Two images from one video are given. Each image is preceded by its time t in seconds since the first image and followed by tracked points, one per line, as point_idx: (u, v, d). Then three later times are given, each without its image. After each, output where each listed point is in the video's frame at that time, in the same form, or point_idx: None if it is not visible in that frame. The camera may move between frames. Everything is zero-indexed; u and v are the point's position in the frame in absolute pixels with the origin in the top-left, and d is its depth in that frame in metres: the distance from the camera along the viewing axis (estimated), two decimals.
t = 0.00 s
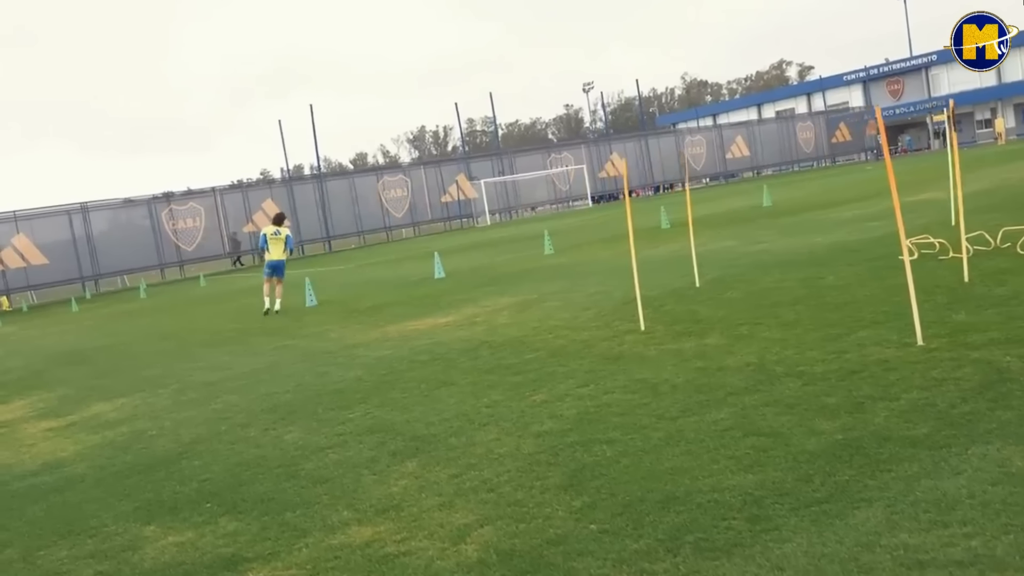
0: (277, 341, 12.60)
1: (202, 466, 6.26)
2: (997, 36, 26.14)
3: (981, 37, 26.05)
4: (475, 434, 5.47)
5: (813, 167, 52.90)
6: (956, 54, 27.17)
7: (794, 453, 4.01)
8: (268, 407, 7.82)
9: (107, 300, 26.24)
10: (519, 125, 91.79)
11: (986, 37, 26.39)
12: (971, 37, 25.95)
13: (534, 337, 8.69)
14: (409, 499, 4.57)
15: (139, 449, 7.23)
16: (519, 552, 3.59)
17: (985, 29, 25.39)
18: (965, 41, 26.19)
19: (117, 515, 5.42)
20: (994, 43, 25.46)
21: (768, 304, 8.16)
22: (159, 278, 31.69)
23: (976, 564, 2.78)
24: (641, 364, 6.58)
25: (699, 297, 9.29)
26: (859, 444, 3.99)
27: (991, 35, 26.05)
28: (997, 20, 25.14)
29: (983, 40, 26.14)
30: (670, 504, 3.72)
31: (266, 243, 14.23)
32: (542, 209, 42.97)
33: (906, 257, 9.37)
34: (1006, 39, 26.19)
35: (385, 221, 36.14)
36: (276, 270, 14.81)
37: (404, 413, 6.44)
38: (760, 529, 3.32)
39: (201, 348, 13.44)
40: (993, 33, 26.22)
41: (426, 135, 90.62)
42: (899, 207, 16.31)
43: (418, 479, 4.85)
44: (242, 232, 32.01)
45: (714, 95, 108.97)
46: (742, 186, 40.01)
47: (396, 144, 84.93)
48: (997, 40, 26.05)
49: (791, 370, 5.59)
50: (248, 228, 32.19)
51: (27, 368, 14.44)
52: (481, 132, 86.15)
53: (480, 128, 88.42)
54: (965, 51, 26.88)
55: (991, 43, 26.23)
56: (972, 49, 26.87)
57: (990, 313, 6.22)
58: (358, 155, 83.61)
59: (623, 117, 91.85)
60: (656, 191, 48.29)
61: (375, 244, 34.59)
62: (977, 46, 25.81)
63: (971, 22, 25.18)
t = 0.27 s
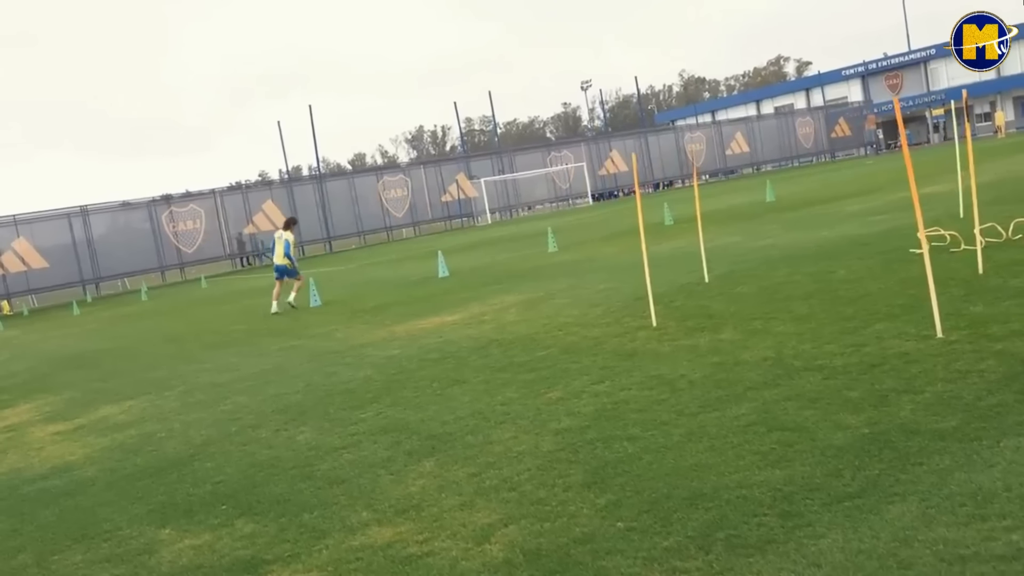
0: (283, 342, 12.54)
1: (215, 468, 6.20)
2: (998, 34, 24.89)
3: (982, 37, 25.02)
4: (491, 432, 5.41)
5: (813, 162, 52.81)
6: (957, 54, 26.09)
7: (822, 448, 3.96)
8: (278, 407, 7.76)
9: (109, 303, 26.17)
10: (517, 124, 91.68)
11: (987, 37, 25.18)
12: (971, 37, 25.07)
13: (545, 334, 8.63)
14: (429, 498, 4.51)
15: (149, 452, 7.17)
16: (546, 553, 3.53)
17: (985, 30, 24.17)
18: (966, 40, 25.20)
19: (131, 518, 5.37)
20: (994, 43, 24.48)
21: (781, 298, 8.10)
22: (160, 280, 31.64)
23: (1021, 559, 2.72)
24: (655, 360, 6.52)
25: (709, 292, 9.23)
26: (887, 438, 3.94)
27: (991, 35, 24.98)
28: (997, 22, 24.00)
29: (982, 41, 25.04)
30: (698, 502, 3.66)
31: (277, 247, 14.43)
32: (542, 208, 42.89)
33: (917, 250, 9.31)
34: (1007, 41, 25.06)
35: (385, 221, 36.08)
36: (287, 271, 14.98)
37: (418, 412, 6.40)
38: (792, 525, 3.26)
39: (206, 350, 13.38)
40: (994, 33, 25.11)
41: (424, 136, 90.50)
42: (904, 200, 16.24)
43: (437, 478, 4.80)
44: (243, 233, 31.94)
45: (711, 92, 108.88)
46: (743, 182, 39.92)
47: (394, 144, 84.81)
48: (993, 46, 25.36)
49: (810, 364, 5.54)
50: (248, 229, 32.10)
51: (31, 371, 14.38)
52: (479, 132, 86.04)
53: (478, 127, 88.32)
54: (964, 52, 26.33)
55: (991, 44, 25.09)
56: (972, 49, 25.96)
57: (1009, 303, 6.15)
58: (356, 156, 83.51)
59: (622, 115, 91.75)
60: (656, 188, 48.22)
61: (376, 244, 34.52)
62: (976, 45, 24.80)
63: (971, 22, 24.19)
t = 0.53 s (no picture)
0: (287, 344, 12.50)
1: (220, 472, 6.15)
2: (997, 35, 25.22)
3: (982, 37, 25.31)
4: (500, 433, 5.37)
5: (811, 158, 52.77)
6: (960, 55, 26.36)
7: (837, 446, 3.92)
8: (283, 410, 7.72)
9: (108, 307, 26.12)
10: (514, 123, 91.62)
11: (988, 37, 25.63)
12: (971, 36, 25.41)
13: (550, 333, 8.59)
14: (439, 500, 4.47)
15: (154, 455, 7.12)
16: (561, 554, 3.49)
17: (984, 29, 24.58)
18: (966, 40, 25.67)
19: (137, 523, 5.33)
20: (993, 44, 24.69)
21: (787, 295, 8.05)
22: (160, 283, 31.60)
23: None
24: (663, 358, 6.47)
25: (714, 290, 9.19)
26: (903, 434, 3.90)
27: (992, 35, 25.18)
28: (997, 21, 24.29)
29: (983, 41, 25.42)
30: (714, 501, 3.62)
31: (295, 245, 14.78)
32: (542, 207, 42.83)
33: (923, 245, 9.26)
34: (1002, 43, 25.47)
35: (385, 221, 36.04)
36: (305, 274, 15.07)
37: (424, 413, 6.36)
38: (812, 524, 3.23)
39: (208, 352, 13.34)
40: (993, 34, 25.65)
41: (422, 136, 90.43)
42: (906, 195, 16.20)
43: (446, 480, 4.76)
44: (242, 236, 31.88)
45: (709, 89, 108.82)
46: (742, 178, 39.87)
47: (392, 145, 84.80)
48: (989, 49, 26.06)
49: (820, 360, 5.49)
50: (248, 231, 32.05)
51: (33, 376, 14.33)
52: (477, 131, 86.02)
53: (475, 127, 88.25)
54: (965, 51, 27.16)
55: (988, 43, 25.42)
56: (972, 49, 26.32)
57: (1019, 297, 6.11)
58: (354, 156, 83.42)
59: (619, 113, 91.69)
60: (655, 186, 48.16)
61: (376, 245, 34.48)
62: (976, 46, 25.25)
63: (971, 23, 24.47)
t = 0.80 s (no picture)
0: (284, 345, 12.44)
1: (219, 474, 6.11)
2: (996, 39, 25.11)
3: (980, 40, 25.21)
4: (500, 434, 5.33)
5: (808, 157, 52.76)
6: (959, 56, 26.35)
7: (842, 445, 3.88)
8: (282, 412, 7.67)
9: (105, 309, 26.04)
10: (511, 123, 91.53)
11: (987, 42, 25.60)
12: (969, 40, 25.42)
13: (549, 333, 8.54)
14: (439, 503, 4.43)
15: (152, 458, 7.07)
16: (564, 558, 3.45)
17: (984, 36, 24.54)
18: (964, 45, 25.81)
19: (134, 527, 5.28)
20: (991, 49, 24.18)
21: (788, 293, 8.01)
22: (157, 285, 31.52)
23: None
24: (664, 358, 6.43)
25: (714, 289, 9.15)
26: (908, 434, 3.86)
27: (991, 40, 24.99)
28: (997, 26, 24.08)
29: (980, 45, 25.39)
30: (718, 503, 3.58)
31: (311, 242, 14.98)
32: (539, 207, 42.77)
33: (923, 244, 9.21)
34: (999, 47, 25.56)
35: (382, 222, 35.97)
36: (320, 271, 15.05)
37: (424, 414, 6.32)
38: (818, 526, 3.19)
39: (205, 354, 13.28)
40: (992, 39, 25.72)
41: (419, 136, 90.33)
42: (905, 193, 16.14)
43: (447, 482, 4.71)
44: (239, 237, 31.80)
45: (705, 88, 108.75)
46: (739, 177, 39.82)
47: (388, 145, 84.69)
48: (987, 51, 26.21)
49: (823, 359, 5.45)
50: (245, 232, 31.97)
51: (30, 378, 14.26)
52: (473, 131, 85.92)
53: (472, 127, 88.15)
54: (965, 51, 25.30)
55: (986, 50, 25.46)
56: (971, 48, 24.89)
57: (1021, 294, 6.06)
58: (351, 157, 83.28)
59: (616, 112, 91.61)
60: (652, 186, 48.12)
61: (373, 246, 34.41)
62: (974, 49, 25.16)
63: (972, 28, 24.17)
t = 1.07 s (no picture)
0: (280, 346, 12.37)
1: (212, 478, 6.04)
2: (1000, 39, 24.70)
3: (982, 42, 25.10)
4: (497, 437, 5.27)
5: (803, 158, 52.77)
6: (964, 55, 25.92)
7: (844, 449, 3.83)
8: (276, 414, 7.61)
9: (99, 310, 25.92)
10: (506, 124, 91.50)
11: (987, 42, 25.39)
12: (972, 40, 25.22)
13: (546, 334, 8.49)
14: (435, 508, 4.37)
15: (145, 461, 7.00)
16: (562, 565, 3.39)
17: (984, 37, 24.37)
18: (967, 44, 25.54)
19: (126, 532, 5.21)
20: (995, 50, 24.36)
21: (785, 294, 7.97)
22: (153, 286, 31.44)
23: None
24: (662, 359, 6.39)
25: (711, 289, 9.11)
26: (911, 437, 3.81)
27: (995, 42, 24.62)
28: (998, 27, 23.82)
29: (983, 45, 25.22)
30: (719, 507, 3.53)
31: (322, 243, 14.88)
32: (534, 207, 42.68)
33: (920, 244, 9.17)
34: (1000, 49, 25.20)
35: (377, 223, 35.87)
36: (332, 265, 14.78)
37: (419, 417, 6.27)
38: (821, 532, 3.13)
39: (201, 355, 13.21)
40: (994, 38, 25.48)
41: (414, 136, 90.17)
42: (901, 193, 16.09)
43: (443, 486, 4.65)
44: (234, 238, 31.68)
45: (701, 88, 108.76)
46: (735, 178, 39.74)
47: (384, 146, 84.61)
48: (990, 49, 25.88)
49: (822, 361, 5.40)
50: (241, 233, 31.88)
51: (23, 380, 14.17)
52: (469, 131, 85.86)
53: (467, 128, 88.02)
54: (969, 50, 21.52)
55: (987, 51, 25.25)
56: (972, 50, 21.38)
57: (1019, 294, 6.01)
58: (346, 157, 83.12)
59: (611, 113, 91.55)
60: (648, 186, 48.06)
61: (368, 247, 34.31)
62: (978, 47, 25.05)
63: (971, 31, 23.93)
